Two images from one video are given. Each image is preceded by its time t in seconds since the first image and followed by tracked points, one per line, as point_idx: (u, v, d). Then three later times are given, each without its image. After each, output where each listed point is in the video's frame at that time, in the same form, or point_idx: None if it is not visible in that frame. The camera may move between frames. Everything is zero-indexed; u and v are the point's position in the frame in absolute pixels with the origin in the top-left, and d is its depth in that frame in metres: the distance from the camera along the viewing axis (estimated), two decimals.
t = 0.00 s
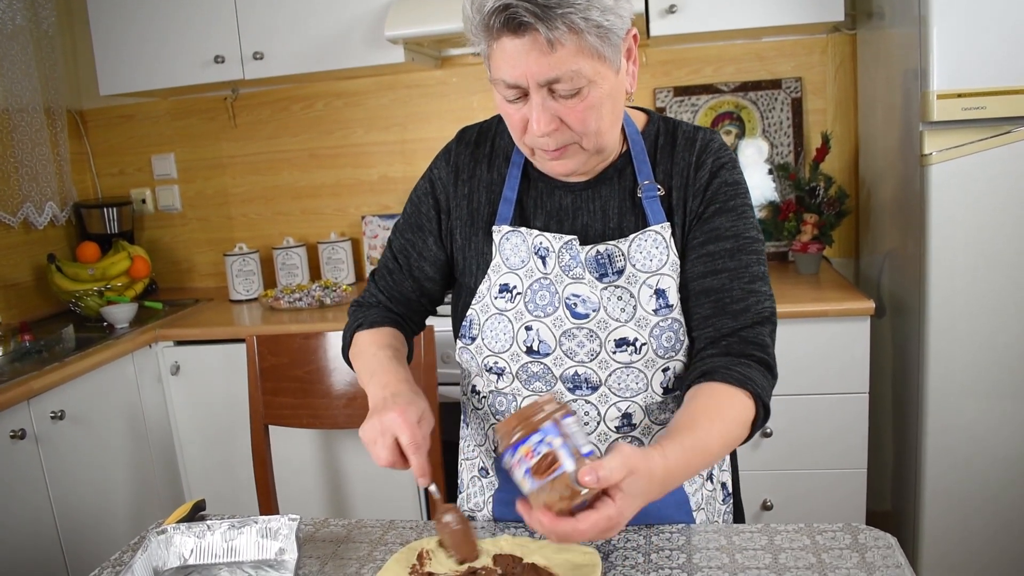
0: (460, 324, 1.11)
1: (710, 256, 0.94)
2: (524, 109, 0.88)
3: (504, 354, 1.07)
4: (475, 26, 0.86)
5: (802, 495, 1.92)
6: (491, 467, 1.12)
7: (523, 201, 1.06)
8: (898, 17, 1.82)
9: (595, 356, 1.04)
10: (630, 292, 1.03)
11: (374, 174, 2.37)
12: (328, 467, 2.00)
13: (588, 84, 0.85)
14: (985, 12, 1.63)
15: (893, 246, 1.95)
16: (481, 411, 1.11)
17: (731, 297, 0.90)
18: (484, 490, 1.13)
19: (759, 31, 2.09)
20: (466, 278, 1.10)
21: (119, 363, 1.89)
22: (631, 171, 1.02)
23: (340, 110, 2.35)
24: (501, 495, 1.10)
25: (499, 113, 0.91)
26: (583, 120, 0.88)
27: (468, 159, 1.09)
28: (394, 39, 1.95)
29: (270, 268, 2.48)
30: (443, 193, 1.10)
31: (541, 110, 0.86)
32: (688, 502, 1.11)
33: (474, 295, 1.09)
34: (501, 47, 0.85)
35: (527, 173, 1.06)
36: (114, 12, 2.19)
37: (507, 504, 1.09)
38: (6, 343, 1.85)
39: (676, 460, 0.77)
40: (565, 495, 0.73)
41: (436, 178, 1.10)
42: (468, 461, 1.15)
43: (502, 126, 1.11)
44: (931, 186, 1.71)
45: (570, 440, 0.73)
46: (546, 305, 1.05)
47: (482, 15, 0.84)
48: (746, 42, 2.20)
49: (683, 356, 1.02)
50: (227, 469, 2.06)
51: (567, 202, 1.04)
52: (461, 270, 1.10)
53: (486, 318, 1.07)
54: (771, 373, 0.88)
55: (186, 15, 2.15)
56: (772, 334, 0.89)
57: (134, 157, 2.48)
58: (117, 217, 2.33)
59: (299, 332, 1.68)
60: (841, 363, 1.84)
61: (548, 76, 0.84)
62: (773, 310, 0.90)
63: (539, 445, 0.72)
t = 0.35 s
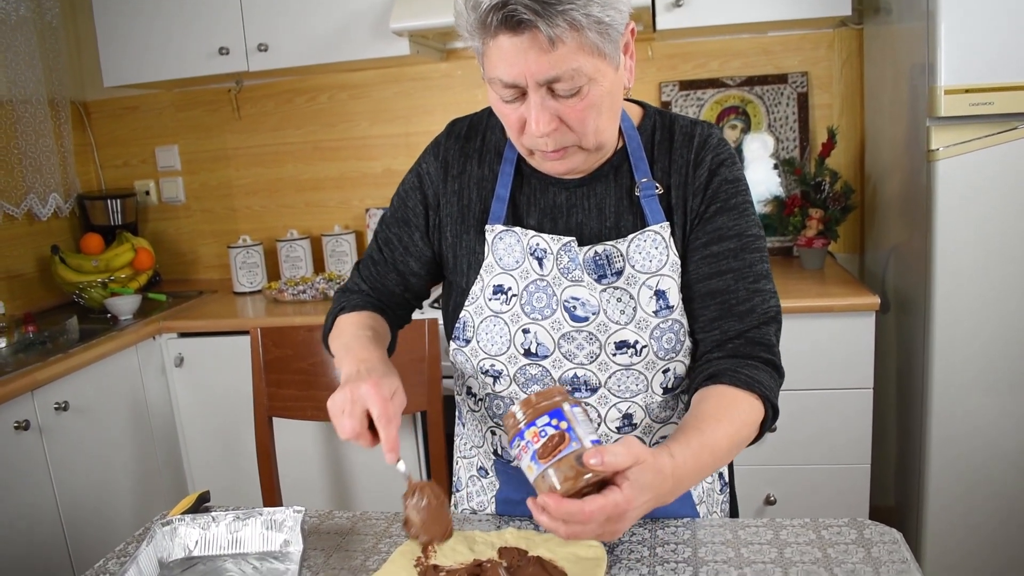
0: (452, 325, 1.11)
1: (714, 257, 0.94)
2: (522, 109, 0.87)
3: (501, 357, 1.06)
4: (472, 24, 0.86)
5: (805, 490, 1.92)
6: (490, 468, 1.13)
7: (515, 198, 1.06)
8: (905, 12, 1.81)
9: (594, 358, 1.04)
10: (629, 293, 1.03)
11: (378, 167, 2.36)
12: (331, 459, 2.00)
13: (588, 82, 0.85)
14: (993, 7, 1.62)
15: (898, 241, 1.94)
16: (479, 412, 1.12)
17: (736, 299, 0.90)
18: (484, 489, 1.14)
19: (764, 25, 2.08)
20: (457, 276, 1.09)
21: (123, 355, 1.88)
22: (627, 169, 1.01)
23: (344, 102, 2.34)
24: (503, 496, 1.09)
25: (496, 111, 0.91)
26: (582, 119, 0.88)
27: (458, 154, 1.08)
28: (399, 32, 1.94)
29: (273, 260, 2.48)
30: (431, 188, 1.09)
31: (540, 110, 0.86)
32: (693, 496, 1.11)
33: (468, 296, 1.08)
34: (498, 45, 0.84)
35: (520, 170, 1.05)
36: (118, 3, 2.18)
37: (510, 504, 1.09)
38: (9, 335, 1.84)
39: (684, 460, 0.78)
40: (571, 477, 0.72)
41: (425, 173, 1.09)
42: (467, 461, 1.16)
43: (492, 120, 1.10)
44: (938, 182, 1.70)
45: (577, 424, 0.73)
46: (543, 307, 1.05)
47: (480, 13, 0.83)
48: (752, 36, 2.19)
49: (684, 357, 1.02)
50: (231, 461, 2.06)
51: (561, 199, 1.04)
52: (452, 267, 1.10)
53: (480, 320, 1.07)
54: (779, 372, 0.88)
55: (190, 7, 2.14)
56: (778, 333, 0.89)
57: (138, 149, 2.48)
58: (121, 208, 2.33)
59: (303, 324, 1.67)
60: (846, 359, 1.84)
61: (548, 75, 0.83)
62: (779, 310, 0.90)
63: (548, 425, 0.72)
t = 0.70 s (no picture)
0: (461, 303, 1.08)
1: (735, 229, 0.94)
2: (538, 85, 0.86)
3: (515, 335, 1.05)
4: None
5: (808, 463, 1.93)
6: (496, 444, 1.13)
7: (526, 171, 1.03)
8: None
9: (612, 334, 1.03)
10: (647, 268, 1.02)
11: (381, 140, 2.35)
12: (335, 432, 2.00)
13: (607, 58, 0.84)
14: None
15: (904, 216, 1.93)
16: (487, 390, 1.09)
17: (759, 271, 0.91)
18: (488, 466, 1.15)
19: None
20: (467, 254, 1.06)
21: (125, 328, 1.88)
22: (641, 141, 0.99)
23: (347, 74, 2.32)
24: (511, 471, 1.11)
25: (508, 86, 0.89)
26: (599, 95, 0.86)
27: (463, 129, 1.04)
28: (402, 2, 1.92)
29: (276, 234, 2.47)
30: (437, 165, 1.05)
31: (559, 86, 0.84)
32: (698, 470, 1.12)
33: (477, 272, 1.06)
34: (517, 20, 0.81)
35: (529, 143, 1.02)
36: None
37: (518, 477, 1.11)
38: (12, 308, 1.84)
39: (719, 426, 0.80)
40: (626, 474, 0.72)
41: (429, 150, 1.05)
42: (469, 436, 1.16)
43: (496, 89, 1.06)
44: (945, 155, 1.69)
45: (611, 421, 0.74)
46: (559, 285, 1.04)
47: None
48: (759, 8, 2.17)
49: (700, 331, 1.02)
50: (235, 432, 2.06)
51: (573, 172, 1.01)
52: (460, 247, 1.06)
53: (492, 299, 1.05)
54: (799, 340, 0.90)
55: None
56: (797, 302, 0.91)
57: (139, 121, 2.46)
58: (123, 181, 2.32)
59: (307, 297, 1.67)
60: (851, 333, 1.83)
61: (569, 52, 0.82)
62: (797, 280, 0.91)
63: (587, 433, 0.73)
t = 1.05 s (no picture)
0: (478, 264, 1.10)
1: (743, 197, 0.93)
2: (547, 46, 0.85)
3: (523, 293, 1.05)
4: None
5: (809, 443, 1.92)
6: (503, 411, 1.11)
7: (542, 137, 1.04)
8: None
9: (617, 295, 1.02)
10: (654, 231, 1.01)
11: (381, 121, 2.34)
12: (336, 415, 2.00)
13: (614, 20, 0.83)
14: None
15: (906, 196, 1.92)
16: (498, 352, 1.10)
17: (766, 239, 0.89)
18: (495, 433, 1.12)
19: None
20: (484, 216, 1.08)
21: (126, 311, 1.88)
22: (656, 111, 0.99)
23: (346, 56, 2.31)
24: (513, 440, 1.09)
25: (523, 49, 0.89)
26: (607, 58, 0.85)
27: (487, 95, 1.06)
28: None
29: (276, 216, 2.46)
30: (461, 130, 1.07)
31: (565, 47, 0.84)
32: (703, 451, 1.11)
33: (493, 234, 1.07)
34: None
35: (548, 111, 1.03)
36: None
37: (519, 448, 1.08)
38: (12, 292, 1.83)
39: (729, 393, 0.76)
40: (649, 466, 0.70)
41: (454, 114, 1.07)
42: (482, 407, 1.15)
43: (522, 63, 1.07)
44: (949, 134, 1.67)
45: (623, 417, 0.73)
46: (567, 243, 1.03)
47: None
48: None
49: (706, 299, 1.00)
50: (236, 415, 2.06)
51: (589, 138, 1.01)
52: (478, 209, 1.08)
53: (505, 258, 1.05)
54: (807, 312, 0.86)
55: None
56: (806, 275, 0.88)
57: (137, 104, 2.44)
58: (121, 164, 2.31)
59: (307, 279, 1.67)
60: (854, 313, 1.82)
61: (574, 12, 0.81)
62: (807, 252, 0.88)
63: (601, 436, 0.73)
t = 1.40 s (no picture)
0: (472, 242, 1.08)
1: (755, 181, 0.93)
2: (540, 16, 0.85)
3: (519, 272, 1.03)
4: None
5: (811, 421, 1.92)
6: (506, 386, 1.11)
7: (537, 113, 1.02)
8: None
9: (613, 272, 1.01)
10: (650, 206, 0.99)
11: (382, 98, 2.32)
12: (338, 392, 2.00)
13: None
14: None
15: (911, 174, 1.91)
16: (495, 329, 1.08)
17: (777, 222, 0.92)
18: (499, 409, 1.12)
19: None
20: (479, 194, 1.06)
21: (127, 288, 1.87)
22: (653, 84, 0.98)
23: (347, 32, 2.29)
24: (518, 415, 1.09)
25: (517, 21, 0.89)
26: (602, 28, 0.84)
27: (480, 73, 1.04)
28: None
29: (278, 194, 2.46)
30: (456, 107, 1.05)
31: (559, 16, 0.83)
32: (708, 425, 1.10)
33: (484, 212, 1.06)
34: None
35: (542, 85, 1.02)
36: None
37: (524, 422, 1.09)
38: (13, 269, 1.83)
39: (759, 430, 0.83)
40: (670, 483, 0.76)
41: (448, 94, 1.05)
42: (483, 381, 1.15)
43: (515, 38, 1.06)
44: (955, 111, 1.66)
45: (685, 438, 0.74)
46: (561, 221, 1.01)
47: None
48: None
49: (703, 274, 1.00)
50: (238, 392, 2.07)
51: (585, 113, 1.00)
52: (473, 186, 1.06)
53: (499, 236, 1.04)
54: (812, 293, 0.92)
55: None
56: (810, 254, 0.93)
57: (137, 81, 2.43)
58: (121, 141, 2.30)
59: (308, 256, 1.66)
60: (858, 291, 1.81)
61: None
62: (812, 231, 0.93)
63: (657, 442, 0.73)
